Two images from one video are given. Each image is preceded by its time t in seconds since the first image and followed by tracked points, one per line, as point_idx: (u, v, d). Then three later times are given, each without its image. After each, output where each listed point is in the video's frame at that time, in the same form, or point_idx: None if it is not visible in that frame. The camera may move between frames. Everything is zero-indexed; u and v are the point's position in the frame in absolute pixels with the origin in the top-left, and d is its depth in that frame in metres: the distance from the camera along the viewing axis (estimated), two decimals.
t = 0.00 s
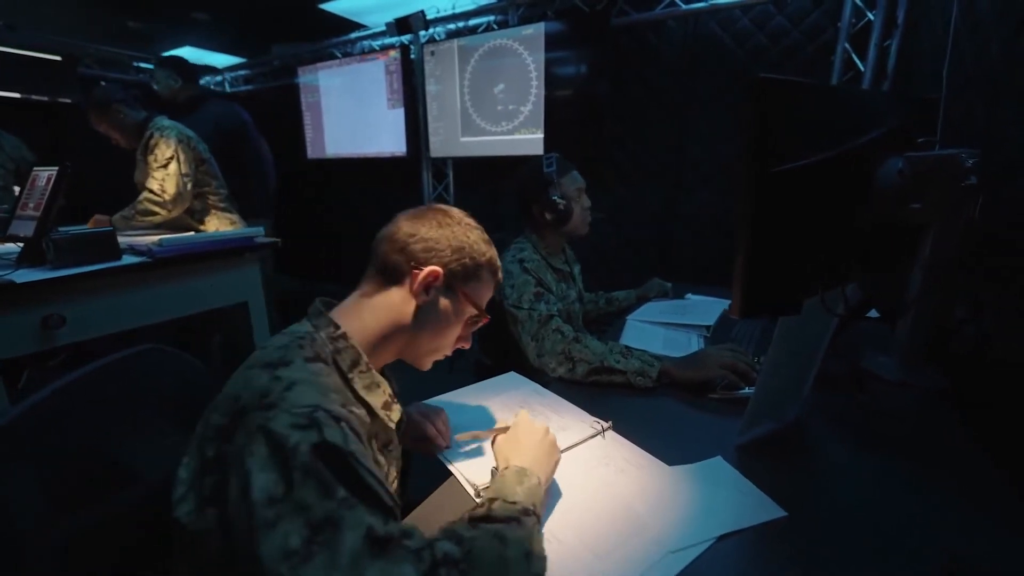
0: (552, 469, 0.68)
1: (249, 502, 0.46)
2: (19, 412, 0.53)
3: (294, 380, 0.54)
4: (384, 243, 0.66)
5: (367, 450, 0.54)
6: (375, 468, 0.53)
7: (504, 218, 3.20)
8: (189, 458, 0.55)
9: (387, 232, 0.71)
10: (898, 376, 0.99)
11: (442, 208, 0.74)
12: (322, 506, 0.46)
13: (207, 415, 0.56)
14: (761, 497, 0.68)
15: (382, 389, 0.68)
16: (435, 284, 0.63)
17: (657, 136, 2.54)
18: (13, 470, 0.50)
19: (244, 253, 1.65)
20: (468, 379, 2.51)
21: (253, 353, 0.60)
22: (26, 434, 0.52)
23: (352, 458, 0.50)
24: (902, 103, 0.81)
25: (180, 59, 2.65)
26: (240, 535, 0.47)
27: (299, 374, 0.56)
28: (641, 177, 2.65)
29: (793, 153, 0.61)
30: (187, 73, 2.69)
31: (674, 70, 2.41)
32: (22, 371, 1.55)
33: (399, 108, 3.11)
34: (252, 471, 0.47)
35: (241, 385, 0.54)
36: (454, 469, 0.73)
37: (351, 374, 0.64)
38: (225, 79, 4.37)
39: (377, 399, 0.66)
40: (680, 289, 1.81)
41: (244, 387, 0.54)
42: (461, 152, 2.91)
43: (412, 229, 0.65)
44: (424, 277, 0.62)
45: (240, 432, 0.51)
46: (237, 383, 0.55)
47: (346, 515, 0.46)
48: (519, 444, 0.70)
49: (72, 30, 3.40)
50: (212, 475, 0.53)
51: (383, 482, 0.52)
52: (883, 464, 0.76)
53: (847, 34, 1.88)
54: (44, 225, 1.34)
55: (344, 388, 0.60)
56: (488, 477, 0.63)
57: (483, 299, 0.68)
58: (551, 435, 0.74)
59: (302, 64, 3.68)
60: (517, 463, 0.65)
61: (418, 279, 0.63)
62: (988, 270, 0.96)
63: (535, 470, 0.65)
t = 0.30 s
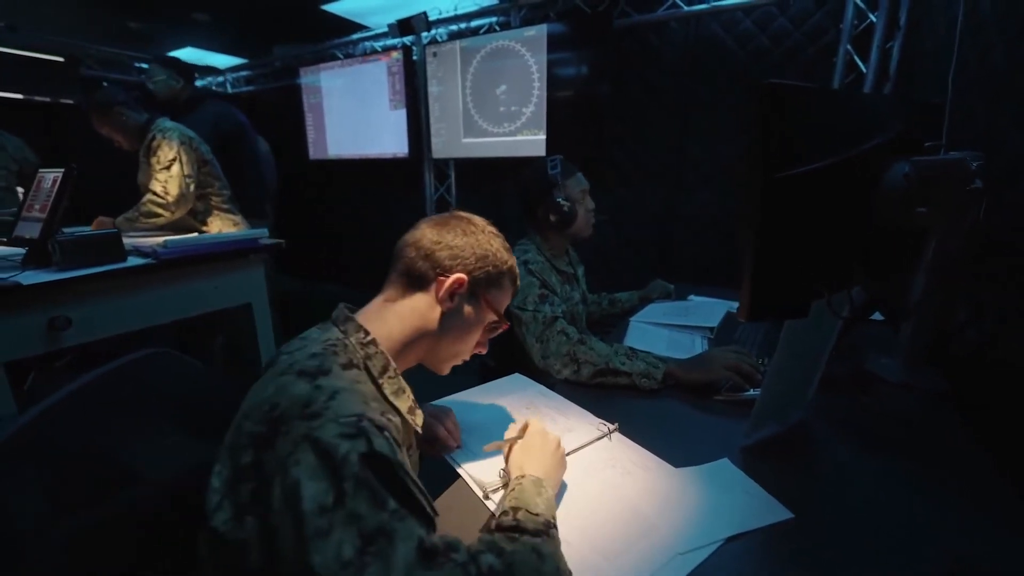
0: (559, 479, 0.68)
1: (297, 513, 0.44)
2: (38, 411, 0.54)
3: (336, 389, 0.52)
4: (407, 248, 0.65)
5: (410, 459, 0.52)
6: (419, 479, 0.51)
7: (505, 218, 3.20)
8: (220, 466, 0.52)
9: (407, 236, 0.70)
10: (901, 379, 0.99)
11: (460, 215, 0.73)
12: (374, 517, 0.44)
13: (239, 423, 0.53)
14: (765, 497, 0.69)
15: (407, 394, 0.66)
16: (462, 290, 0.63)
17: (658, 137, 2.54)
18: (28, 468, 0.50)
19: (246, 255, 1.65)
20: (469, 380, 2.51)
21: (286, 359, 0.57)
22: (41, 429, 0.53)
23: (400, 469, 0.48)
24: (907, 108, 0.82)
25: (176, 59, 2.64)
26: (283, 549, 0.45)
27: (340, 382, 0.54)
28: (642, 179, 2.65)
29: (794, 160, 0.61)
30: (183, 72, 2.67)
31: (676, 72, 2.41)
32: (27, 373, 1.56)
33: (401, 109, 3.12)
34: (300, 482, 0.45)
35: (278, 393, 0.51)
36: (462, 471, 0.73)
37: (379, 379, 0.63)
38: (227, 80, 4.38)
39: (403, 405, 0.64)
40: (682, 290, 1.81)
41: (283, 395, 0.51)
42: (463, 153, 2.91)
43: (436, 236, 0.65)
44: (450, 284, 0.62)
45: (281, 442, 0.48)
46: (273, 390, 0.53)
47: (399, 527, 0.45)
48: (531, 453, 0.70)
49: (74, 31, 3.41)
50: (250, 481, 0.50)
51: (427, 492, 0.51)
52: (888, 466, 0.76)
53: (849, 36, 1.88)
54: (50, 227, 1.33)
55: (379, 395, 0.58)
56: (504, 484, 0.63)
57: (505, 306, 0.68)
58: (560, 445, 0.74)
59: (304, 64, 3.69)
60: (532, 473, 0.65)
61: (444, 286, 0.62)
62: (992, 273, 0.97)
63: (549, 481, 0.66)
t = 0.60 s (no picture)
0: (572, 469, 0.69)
1: (330, 520, 0.45)
2: (53, 427, 0.49)
3: (362, 397, 0.53)
4: (424, 255, 0.66)
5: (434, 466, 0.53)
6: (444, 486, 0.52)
7: (508, 220, 3.21)
8: (245, 473, 0.51)
9: (421, 244, 0.70)
10: (907, 382, 1.00)
11: (472, 222, 0.74)
12: (407, 522, 0.45)
13: (263, 430, 0.52)
14: (775, 500, 0.70)
15: (425, 401, 0.67)
16: (480, 297, 0.63)
17: (662, 139, 2.55)
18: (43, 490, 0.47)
19: (254, 258, 1.65)
20: (473, 382, 2.51)
21: (309, 366, 0.57)
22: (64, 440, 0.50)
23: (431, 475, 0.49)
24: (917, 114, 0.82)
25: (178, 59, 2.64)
26: (315, 555, 0.46)
27: (365, 390, 0.54)
28: (646, 181, 2.66)
29: (813, 168, 0.62)
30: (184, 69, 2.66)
31: (680, 74, 2.42)
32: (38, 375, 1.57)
33: (405, 111, 3.12)
34: (332, 489, 0.45)
35: (304, 401, 0.52)
36: (476, 476, 0.73)
37: (399, 386, 0.63)
38: (231, 81, 4.40)
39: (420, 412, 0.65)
40: (687, 293, 1.82)
41: (310, 402, 0.52)
42: (467, 155, 2.92)
43: (452, 243, 0.65)
44: (469, 292, 0.62)
45: (310, 449, 0.49)
46: (299, 397, 0.53)
47: (432, 531, 0.46)
48: (543, 445, 0.71)
49: (79, 33, 3.41)
50: (279, 487, 0.51)
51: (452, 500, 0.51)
52: (897, 469, 0.77)
53: (853, 39, 1.89)
54: (60, 230, 1.34)
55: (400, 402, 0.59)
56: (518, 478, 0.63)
57: (518, 310, 0.69)
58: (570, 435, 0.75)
59: (307, 66, 3.69)
60: (544, 464, 0.66)
61: (463, 293, 0.63)
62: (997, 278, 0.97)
63: (561, 470, 0.66)
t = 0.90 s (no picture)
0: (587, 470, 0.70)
1: (369, 525, 0.45)
2: (64, 442, 0.46)
3: (386, 402, 0.53)
4: (435, 258, 0.66)
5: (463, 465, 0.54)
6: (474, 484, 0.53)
7: (514, 222, 3.22)
8: (271, 483, 0.51)
9: (431, 247, 0.70)
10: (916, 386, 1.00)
11: (480, 225, 0.74)
12: (448, 518, 0.46)
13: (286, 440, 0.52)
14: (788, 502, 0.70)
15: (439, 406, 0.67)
16: (492, 298, 0.63)
17: (667, 141, 2.55)
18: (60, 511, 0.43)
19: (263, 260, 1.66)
20: (479, 384, 2.52)
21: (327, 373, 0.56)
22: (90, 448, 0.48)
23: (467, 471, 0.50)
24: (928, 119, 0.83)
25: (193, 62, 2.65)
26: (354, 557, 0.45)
27: (388, 395, 0.54)
28: (651, 183, 2.66)
29: (827, 172, 0.63)
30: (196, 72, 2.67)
31: (686, 76, 2.42)
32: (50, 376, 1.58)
33: (411, 113, 3.14)
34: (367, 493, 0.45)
35: (327, 409, 0.51)
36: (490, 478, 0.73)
37: (416, 392, 0.64)
38: (237, 83, 4.42)
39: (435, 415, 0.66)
40: (694, 295, 1.82)
41: (333, 409, 0.51)
42: (473, 157, 2.93)
43: (461, 246, 0.65)
44: (481, 293, 0.62)
45: (339, 457, 0.48)
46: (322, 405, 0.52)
47: (473, 524, 0.47)
48: (559, 446, 0.72)
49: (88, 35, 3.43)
50: (307, 497, 0.50)
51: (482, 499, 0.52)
52: (909, 472, 0.77)
53: (859, 42, 1.89)
54: (74, 232, 1.35)
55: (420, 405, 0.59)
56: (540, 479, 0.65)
57: (527, 310, 0.70)
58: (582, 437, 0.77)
59: (313, 68, 3.71)
60: (564, 465, 0.68)
61: (475, 295, 0.63)
62: (1006, 281, 0.98)
63: (580, 470, 0.68)
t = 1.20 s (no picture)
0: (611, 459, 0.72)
1: (423, 532, 0.43)
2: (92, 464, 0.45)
3: (427, 411, 0.51)
4: (461, 267, 0.66)
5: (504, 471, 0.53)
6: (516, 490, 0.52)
7: (523, 224, 3.24)
8: (309, 496, 0.47)
9: (454, 257, 0.70)
10: (934, 391, 1.01)
11: (499, 235, 0.74)
12: (501, 520, 0.45)
13: (322, 451, 0.49)
14: (807, 509, 0.70)
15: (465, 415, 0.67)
16: (517, 306, 0.64)
17: (677, 144, 2.56)
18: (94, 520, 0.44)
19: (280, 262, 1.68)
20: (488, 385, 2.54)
21: (362, 382, 0.54)
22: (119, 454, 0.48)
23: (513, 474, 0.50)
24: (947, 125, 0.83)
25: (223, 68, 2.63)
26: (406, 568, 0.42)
27: (428, 405, 0.53)
28: (661, 186, 2.67)
29: (848, 182, 0.63)
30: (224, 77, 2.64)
31: (696, 79, 2.43)
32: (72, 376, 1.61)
33: (421, 116, 3.16)
34: (418, 500, 0.44)
35: (367, 419, 0.49)
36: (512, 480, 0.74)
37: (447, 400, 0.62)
38: (249, 86, 4.46)
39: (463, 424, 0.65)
40: (706, 298, 1.82)
41: (374, 419, 0.49)
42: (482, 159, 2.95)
43: (485, 255, 0.66)
44: (507, 302, 0.63)
45: (383, 467, 0.47)
46: (362, 414, 0.50)
47: (526, 525, 0.47)
48: (581, 437, 0.73)
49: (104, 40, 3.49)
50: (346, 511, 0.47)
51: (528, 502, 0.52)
52: (928, 476, 0.78)
53: (871, 44, 1.88)
54: (97, 234, 1.38)
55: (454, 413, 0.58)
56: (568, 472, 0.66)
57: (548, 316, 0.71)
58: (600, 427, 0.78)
59: (324, 71, 3.74)
60: (591, 456, 0.69)
61: (501, 303, 0.63)
62: None
63: (607, 459, 0.69)
